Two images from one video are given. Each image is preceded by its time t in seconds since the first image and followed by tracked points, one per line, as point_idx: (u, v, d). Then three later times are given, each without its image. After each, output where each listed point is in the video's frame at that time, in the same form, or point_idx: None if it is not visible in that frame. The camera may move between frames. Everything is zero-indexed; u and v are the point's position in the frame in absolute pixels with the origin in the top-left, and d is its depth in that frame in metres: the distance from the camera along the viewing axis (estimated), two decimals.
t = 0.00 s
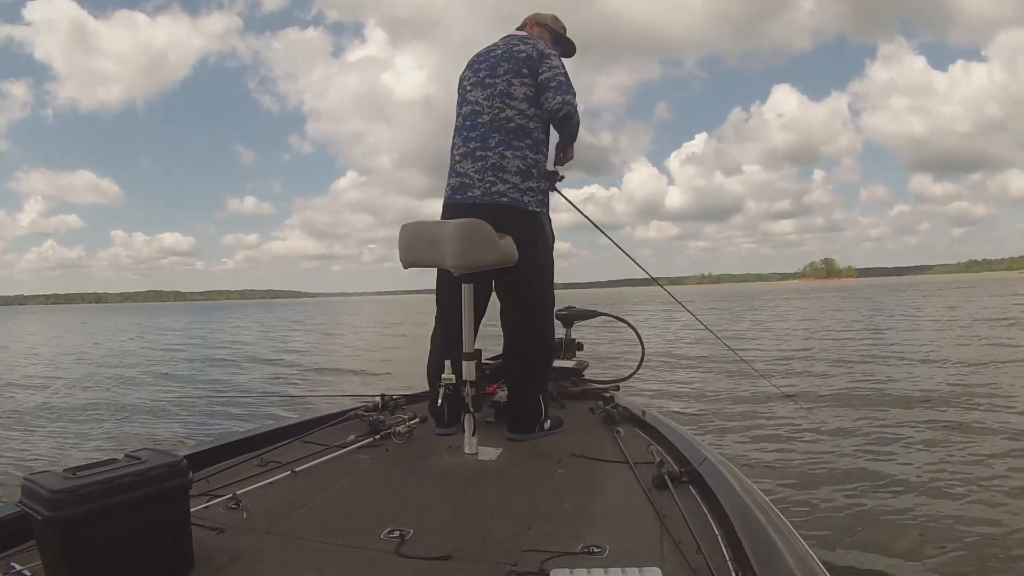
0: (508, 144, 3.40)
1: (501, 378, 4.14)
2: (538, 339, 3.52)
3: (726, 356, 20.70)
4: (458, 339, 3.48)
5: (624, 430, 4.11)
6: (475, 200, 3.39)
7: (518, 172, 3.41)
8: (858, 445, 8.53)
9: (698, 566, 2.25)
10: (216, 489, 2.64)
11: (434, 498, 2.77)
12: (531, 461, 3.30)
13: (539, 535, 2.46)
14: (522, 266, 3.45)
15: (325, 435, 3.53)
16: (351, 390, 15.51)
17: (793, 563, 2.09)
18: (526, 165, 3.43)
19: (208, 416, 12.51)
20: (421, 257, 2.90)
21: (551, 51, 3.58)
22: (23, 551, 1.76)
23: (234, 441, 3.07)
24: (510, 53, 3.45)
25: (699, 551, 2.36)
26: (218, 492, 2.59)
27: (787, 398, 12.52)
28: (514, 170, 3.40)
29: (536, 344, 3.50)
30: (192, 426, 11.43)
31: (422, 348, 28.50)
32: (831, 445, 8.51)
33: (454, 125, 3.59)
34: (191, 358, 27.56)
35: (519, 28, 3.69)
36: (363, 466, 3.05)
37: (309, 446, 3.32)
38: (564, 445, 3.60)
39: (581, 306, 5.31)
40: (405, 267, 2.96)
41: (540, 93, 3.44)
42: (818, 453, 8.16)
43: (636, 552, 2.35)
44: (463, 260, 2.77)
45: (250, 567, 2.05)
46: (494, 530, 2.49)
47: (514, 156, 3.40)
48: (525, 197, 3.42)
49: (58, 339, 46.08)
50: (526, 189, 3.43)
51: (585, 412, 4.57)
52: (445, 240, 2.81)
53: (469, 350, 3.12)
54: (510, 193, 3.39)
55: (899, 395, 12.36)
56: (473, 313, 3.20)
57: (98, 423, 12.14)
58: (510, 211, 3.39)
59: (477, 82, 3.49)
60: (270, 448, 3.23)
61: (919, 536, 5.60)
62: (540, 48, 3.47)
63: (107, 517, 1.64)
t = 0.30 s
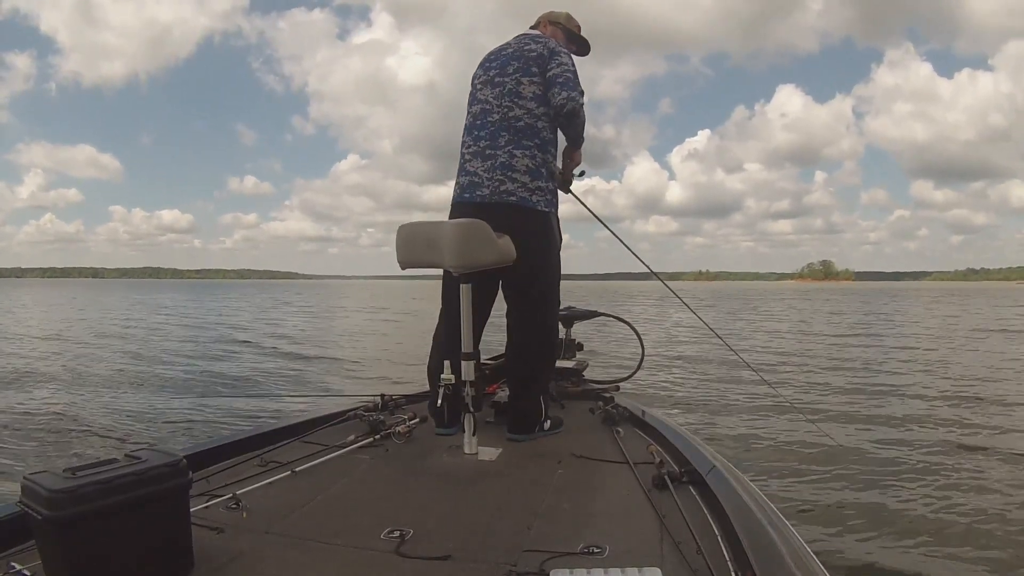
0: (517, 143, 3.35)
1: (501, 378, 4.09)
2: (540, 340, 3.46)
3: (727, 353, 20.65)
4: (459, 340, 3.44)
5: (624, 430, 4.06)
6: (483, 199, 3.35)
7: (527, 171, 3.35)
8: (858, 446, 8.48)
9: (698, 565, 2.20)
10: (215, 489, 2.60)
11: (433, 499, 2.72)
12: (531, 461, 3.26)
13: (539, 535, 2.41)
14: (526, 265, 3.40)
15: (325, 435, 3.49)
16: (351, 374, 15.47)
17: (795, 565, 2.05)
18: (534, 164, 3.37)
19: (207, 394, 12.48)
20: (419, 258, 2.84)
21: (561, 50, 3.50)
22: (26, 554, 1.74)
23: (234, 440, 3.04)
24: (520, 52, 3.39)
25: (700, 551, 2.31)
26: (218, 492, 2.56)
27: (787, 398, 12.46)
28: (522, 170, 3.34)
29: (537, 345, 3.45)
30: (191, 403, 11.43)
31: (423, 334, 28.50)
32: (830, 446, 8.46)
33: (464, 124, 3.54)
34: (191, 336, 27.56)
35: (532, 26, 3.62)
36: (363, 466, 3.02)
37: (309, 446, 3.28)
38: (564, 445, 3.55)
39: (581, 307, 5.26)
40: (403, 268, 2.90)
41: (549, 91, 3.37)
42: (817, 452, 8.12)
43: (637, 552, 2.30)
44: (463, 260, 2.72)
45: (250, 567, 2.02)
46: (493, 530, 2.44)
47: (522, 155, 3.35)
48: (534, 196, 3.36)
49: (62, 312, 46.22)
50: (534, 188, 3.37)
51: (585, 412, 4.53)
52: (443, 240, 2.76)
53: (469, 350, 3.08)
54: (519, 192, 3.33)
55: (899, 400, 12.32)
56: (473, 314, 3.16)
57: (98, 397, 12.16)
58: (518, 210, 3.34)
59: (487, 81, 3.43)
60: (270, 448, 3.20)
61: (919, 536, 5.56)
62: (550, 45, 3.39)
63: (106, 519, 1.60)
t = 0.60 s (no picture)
0: (513, 143, 3.34)
1: (502, 378, 4.09)
2: (539, 341, 3.45)
3: (727, 352, 20.65)
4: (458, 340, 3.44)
5: (624, 430, 4.05)
6: (479, 199, 3.34)
7: (523, 172, 3.34)
8: (858, 446, 8.47)
9: (698, 566, 2.20)
10: (215, 489, 2.60)
11: (433, 498, 2.72)
12: (531, 461, 3.25)
13: (539, 535, 2.41)
14: (526, 265, 3.39)
15: (325, 435, 3.49)
16: (350, 372, 15.45)
17: (795, 566, 2.04)
18: (531, 164, 3.36)
19: (206, 392, 12.45)
20: (418, 258, 2.83)
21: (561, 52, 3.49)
22: (26, 554, 1.74)
23: (235, 440, 3.03)
24: (517, 52, 3.38)
25: (700, 551, 2.31)
26: (218, 492, 2.56)
27: (787, 397, 12.45)
28: (518, 170, 3.33)
29: (536, 345, 3.44)
30: (192, 400, 11.44)
31: (423, 331, 28.50)
32: (830, 446, 8.44)
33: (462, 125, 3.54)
34: (190, 333, 27.52)
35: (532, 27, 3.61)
36: (363, 466, 3.02)
37: (310, 446, 3.28)
38: (564, 445, 3.55)
39: (582, 307, 5.26)
40: (402, 269, 2.89)
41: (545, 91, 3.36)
42: (817, 452, 8.10)
43: (636, 552, 2.29)
44: (463, 260, 2.72)
45: (249, 567, 2.01)
46: (493, 530, 2.43)
47: (518, 155, 3.34)
48: (530, 197, 3.35)
49: (63, 307, 46.25)
50: (531, 189, 3.36)
51: (585, 413, 4.52)
52: (442, 239, 2.76)
53: (470, 350, 3.08)
54: (515, 192, 3.32)
55: (899, 399, 12.30)
56: (474, 314, 3.15)
57: (99, 392, 12.16)
58: (514, 211, 3.33)
59: (485, 81, 3.43)
60: (269, 449, 3.19)
61: (919, 536, 5.54)
62: (548, 46, 3.38)
63: (106, 519, 1.60)
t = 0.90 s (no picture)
0: (506, 144, 3.35)
1: (501, 378, 4.09)
2: (538, 341, 3.46)
3: (726, 351, 20.68)
4: (457, 339, 3.45)
5: (624, 430, 4.06)
6: (473, 200, 3.35)
7: (516, 172, 3.35)
8: (858, 443, 8.48)
9: (698, 565, 2.20)
10: (216, 490, 2.60)
11: (433, 499, 2.72)
12: (531, 461, 3.25)
13: (539, 535, 2.41)
14: (523, 265, 3.40)
15: (325, 435, 3.49)
16: (350, 376, 15.42)
17: (794, 564, 2.05)
18: (524, 165, 3.37)
19: (206, 397, 12.42)
20: (419, 258, 2.84)
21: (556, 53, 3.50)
22: (25, 555, 1.74)
23: (235, 440, 3.04)
24: (511, 53, 3.39)
25: (700, 550, 2.31)
26: (218, 493, 2.56)
27: (786, 395, 12.47)
28: (511, 171, 3.34)
29: (535, 345, 3.44)
30: (191, 405, 11.44)
31: (422, 335, 28.49)
32: (829, 443, 8.47)
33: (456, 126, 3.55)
34: (190, 339, 27.47)
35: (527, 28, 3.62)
36: (363, 466, 3.02)
37: (310, 446, 3.28)
38: (564, 445, 3.55)
39: (581, 306, 5.27)
40: (403, 268, 2.90)
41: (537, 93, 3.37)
42: (816, 449, 8.12)
43: (636, 552, 2.30)
44: (464, 260, 2.73)
45: (249, 567, 2.02)
46: (494, 530, 2.44)
47: (512, 156, 3.35)
48: (523, 197, 3.37)
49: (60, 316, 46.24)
50: (524, 189, 3.38)
51: (585, 412, 4.52)
52: (442, 240, 2.77)
53: (469, 350, 3.08)
54: (508, 193, 3.33)
55: (898, 396, 12.32)
56: (473, 314, 3.16)
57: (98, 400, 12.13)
58: (507, 211, 3.34)
59: (479, 82, 3.44)
60: (269, 449, 3.19)
61: (919, 532, 5.54)
62: (541, 47, 3.39)
63: (106, 519, 1.60)
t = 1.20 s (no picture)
0: (504, 143, 3.34)
1: (501, 377, 4.08)
2: (537, 341, 3.45)
3: (725, 353, 20.71)
4: (456, 338, 3.44)
5: (624, 429, 4.05)
6: (471, 198, 3.35)
7: (514, 171, 3.34)
8: (856, 446, 8.48)
9: (698, 565, 2.19)
10: (215, 488, 2.59)
11: (433, 498, 2.71)
12: (531, 460, 3.24)
13: (539, 534, 2.41)
14: (524, 264, 3.39)
15: (325, 434, 3.49)
16: (350, 373, 15.39)
17: (795, 562, 2.04)
18: (522, 164, 3.36)
19: (205, 392, 12.40)
20: (418, 258, 2.83)
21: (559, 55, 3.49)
22: (25, 553, 1.75)
23: (235, 439, 3.03)
24: (511, 53, 3.38)
25: (700, 550, 2.31)
26: (218, 491, 2.55)
27: (785, 397, 12.48)
28: (510, 170, 3.34)
29: (535, 344, 3.43)
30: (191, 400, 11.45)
31: (423, 332, 28.47)
32: (828, 445, 8.47)
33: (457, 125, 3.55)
34: (189, 334, 27.44)
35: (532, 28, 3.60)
36: (363, 465, 3.01)
37: (309, 445, 3.28)
38: (564, 444, 3.54)
39: (581, 306, 5.26)
40: (403, 267, 2.89)
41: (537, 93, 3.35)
42: (815, 451, 8.12)
43: (637, 552, 2.29)
44: (464, 259, 2.72)
45: (249, 567, 2.01)
46: (493, 530, 2.42)
47: (510, 155, 3.34)
48: (521, 196, 3.35)
49: (61, 309, 46.28)
50: (522, 188, 3.37)
51: (585, 412, 4.51)
52: (443, 238, 2.75)
53: (470, 349, 3.07)
54: (505, 191, 3.32)
55: (897, 399, 12.34)
56: (474, 313, 3.15)
57: (98, 395, 12.10)
58: (505, 209, 3.33)
59: (480, 82, 3.44)
60: (269, 447, 3.19)
61: (918, 535, 5.54)
62: (542, 48, 3.36)
63: (105, 518, 1.59)
